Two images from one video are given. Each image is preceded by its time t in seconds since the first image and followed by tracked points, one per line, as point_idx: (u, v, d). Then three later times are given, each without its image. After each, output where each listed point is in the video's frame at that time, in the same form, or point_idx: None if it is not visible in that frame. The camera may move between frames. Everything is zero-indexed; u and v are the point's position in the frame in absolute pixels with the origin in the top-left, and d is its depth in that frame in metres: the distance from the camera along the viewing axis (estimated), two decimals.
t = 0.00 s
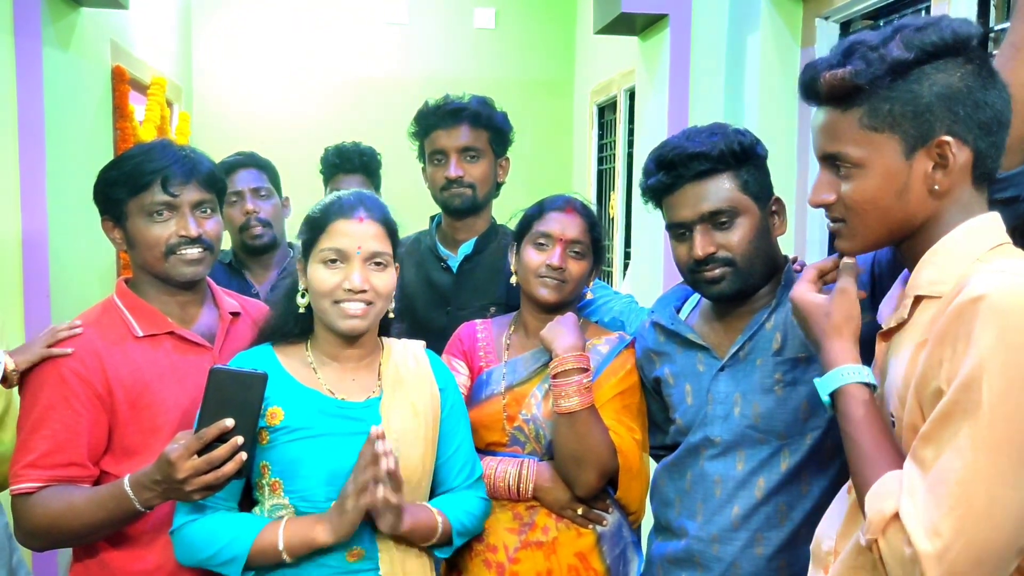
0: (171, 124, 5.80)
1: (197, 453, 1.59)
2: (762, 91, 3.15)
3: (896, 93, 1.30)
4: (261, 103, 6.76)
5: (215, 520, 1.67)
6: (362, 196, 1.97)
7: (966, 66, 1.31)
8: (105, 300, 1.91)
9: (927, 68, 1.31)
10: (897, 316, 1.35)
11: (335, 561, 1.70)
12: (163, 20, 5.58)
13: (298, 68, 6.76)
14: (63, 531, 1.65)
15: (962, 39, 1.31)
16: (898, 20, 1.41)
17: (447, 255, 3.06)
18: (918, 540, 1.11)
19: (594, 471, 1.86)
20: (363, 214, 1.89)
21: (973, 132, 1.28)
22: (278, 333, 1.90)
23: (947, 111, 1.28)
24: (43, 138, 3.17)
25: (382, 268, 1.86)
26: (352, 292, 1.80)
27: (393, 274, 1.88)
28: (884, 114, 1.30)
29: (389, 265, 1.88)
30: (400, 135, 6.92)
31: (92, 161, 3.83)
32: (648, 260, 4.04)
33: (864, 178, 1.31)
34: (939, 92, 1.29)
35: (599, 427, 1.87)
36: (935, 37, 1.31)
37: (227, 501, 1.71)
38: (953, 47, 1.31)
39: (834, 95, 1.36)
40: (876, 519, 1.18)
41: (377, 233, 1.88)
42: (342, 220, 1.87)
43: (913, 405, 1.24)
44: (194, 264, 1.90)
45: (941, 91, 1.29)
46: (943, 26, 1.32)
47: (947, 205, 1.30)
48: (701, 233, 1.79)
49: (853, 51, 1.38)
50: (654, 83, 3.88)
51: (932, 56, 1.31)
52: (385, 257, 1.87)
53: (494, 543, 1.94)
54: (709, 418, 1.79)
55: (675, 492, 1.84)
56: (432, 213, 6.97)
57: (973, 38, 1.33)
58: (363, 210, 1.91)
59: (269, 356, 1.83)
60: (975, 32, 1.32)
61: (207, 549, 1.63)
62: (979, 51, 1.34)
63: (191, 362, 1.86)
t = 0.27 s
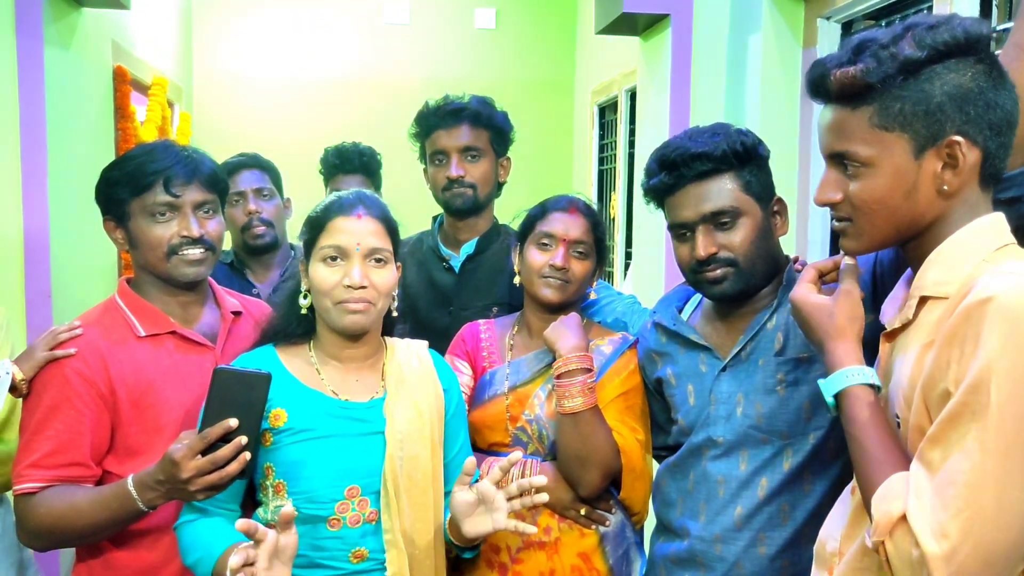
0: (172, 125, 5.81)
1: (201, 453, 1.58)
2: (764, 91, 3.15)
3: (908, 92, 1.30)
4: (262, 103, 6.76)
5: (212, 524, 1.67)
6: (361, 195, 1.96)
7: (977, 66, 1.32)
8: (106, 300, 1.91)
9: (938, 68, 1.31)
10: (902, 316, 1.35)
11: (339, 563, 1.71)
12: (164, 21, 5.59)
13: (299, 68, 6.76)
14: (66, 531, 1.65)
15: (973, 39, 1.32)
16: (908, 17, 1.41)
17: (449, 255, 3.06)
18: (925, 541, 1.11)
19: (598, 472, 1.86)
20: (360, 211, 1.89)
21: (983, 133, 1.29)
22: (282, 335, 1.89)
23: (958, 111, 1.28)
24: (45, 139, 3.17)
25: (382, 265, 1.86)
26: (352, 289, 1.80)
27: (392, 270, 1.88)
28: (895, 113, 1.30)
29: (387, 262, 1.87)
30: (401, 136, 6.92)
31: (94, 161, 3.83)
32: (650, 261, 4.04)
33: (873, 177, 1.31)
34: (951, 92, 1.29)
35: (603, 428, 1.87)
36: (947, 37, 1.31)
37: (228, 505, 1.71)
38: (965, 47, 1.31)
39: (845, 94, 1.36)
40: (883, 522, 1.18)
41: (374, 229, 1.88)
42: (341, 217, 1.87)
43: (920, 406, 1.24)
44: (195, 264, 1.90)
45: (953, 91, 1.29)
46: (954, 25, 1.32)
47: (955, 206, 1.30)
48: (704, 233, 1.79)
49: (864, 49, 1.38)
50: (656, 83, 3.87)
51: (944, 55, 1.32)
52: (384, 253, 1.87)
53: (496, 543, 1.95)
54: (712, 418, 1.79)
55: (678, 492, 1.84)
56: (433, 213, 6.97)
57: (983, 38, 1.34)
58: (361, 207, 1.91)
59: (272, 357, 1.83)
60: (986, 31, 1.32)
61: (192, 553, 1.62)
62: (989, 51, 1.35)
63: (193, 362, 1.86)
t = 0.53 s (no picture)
0: (174, 125, 5.82)
1: (205, 450, 1.59)
2: (764, 92, 3.16)
3: (912, 93, 1.31)
4: (263, 104, 6.77)
5: (219, 523, 1.67)
6: (359, 195, 1.97)
7: (980, 68, 1.32)
8: (108, 300, 1.92)
9: (942, 69, 1.32)
10: (902, 317, 1.36)
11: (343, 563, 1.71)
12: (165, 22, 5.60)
13: (300, 69, 6.77)
14: (69, 530, 1.66)
15: (976, 40, 1.32)
16: (911, 19, 1.41)
17: (452, 255, 3.06)
18: (925, 539, 1.12)
19: (600, 471, 1.87)
20: (360, 211, 1.90)
21: (986, 135, 1.30)
22: (284, 335, 1.90)
23: (961, 112, 1.29)
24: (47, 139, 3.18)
25: (382, 264, 1.86)
26: (351, 288, 1.80)
27: (392, 270, 1.88)
28: (899, 114, 1.31)
29: (386, 262, 1.88)
30: (402, 136, 6.93)
31: (96, 161, 3.84)
32: (651, 261, 4.05)
33: (876, 178, 1.32)
34: (954, 93, 1.30)
35: (605, 427, 1.88)
36: (951, 38, 1.32)
37: (234, 504, 1.72)
38: (968, 48, 1.32)
39: (848, 94, 1.36)
40: (883, 520, 1.19)
41: (375, 229, 1.89)
42: (340, 217, 1.88)
43: (921, 406, 1.25)
44: (198, 264, 1.91)
45: (956, 92, 1.30)
46: (958, 26, 1.33)
47: (957, 207, 1.31)
48: (708, 233, 1.80)
49: (868, 50, 1.38)
50: (656, 83, 3.88)
51: (947, 56, 1.32)
52: (383, 252, 1.87)
53: (498, 542, 1.96)
54: (715, 418, 1.80)
55: (681, 492, 1.85)
56: (434, 214, 6.97)
57: (986, 39, 1.35)
58: (361, 207, 1.92)
59: (274, 357, 1.84)
60: (990, 33, 1.33)
61: (212, 555, 1.63)
62: (991, 52, 1.36)
63: (196, 361, 1.86)
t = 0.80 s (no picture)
0: (173, 125, 5.84)
1: (200, 447, 1.60)
2: (762, 93, 3.17)
3: (907, 94, 1.32)
4: (262, 104, 6.78)
5: (222, 521, 1.68)
6: (352, 194, 1.99)
7: (974, 69, 1.34)
8: (105, 301, 1.93)
9: (936, 71, 1.33)
10: (896, 317, 1.37)
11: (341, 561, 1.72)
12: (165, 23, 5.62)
13: (300, 69, 6.78)
14: (67, 528, 1.67)
15: (970, 42, 1.34)
16: (904, 21, 1.43)
17: (452, 256, 3.07)
18: (910, 532, 1.13)
19: (596, 470, 1.88)
20: (352, 208, 1.92)
21: (980, 136, 1.31)
22: (283, 336, 1.91)
23: (956, 113, 1.31)
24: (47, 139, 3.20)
25: (376, 259, 1.87)
26: (347, 282, 1.82)
27: (388, 263, 1.90)
28: (895, 115, 1.32)
29: (382, 254, 1.89)
30: (401, 137, 6.94)
31: (96, 161, 3.86)
32: (650, 261, 4.06)
33: (871, 179, 1.33)
34: (949, 94, 1.31)
35: (602, 426, 1.89)
36: (945, 40, 1.33)
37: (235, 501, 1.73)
38: (962, 50, 1.33)
39: (844, 96, 1.37)
40: (869, 513, 1.21)
41: (367, 223, 1.90)
42: (332, 213, 1.90)
43: (913, 403, 1.26)
44: (198, 264, 1.92)
45: (951, 93, 1.31)
46: (951, 28, 1.34)
47: (951, 207, 1.32)
48: (711, 233, 1.82)
49: (862, 52, 1.40)
50: (655, 84, 3.90)
51: (942, 57, 1.34)
52: (377, 247, 1.88)
53: (496, 541, 1.97)
54: (715, 417, 1.82)
55: (680, 490, 1.86)
56: (433, 215, 6.98)
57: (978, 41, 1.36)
58: (353, 205, 1.93)
59: (274, 357, 1.85)
60: (982, 35, 1.34)
61: (223, 552, 1.65)
62: (983, 54, 1.37)
63: (192, 360, 1.87)
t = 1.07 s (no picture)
0: (173, 126, 5.85)
1: (196, 448, 1.62)
2: (760, 94, 3.18)
3: (902, 96, 1.34)
4: (262, 105, 6.80)
5: (221, 518, 1.70)
6: (346, 195, 2.00)
7: (967, 71, 1.35)
8: (103, 301, 1.94)
9: (930, 73, 1.34)
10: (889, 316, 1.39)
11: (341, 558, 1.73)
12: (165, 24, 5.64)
13: (299, 70, 6.79)
14: (66, 527, 1.68)
15: (963, 45, 1.35)
16: (897, 24, 1.44)
17: (451, 257, 3.09)
18: (892, 522, 1.14)
19: (592, 469, 1.89)
20: (347, 208, 1.93)
21: (973, 138, 1.33)
22: (282, 335, 1.92)
23: (950, 116, 1.32)
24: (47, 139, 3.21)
25: (370, 259, 1.88)
26: (341, 283, 1.83)
27: (382, 262, 1.90)
28: (889, 118, 1.33)
29: (377, 254, 1.90)
30: (401, 138, 6.95)
31: (96, 162, 3.87)
32: (648, 262, 4.07)
33: (867, 181, 1.34)
34: (943, 97, 1.33)
35: (598, 426, 1.90)
36: (939, 43, 1.34)
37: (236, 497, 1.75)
38: (955, 52, 1.34)
39: (840, 99, 1.38)
40: (856, 503, 1.23)
41: (363, 223, 1.91)
42: (327, 215, 1.91)
43: (903, 400, 1.27)
44: (196, 268, 1.93)
45: (945, 96, 1.33)
46: (944, 31, 1.36)
47: (944, 208, 1.34)
48: (710, 235, 1.82)
49: (857, 55, 1.41)
50: (653, 86, 3.91)
51: (935, 60, 1.35)
52: (371, 247, 1.89)
53: (494, 539, 1.97)
54: (715, 417, 1.83)
55: (680, 489, 1.87)
56: (433, 215, 7.00)
57: (971, 43, 1.38)
58: (348, 206, 1.95)
59: (273, 355, 1.86)
60: (975, 38, 1.36)
61: (220, 548, 1.67)
62: (975, 56, 1.38)
63: (189, 359, 1.88)
